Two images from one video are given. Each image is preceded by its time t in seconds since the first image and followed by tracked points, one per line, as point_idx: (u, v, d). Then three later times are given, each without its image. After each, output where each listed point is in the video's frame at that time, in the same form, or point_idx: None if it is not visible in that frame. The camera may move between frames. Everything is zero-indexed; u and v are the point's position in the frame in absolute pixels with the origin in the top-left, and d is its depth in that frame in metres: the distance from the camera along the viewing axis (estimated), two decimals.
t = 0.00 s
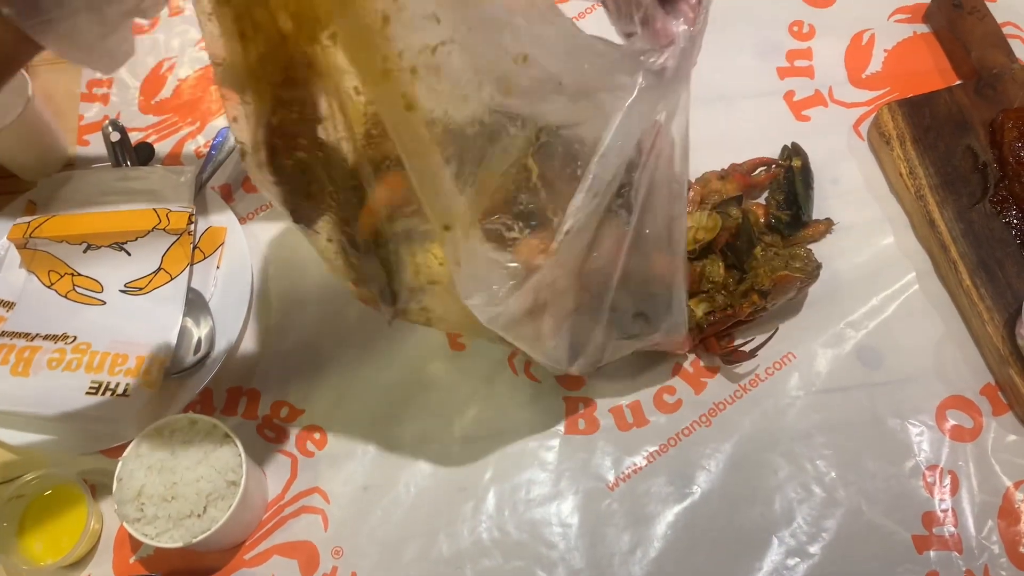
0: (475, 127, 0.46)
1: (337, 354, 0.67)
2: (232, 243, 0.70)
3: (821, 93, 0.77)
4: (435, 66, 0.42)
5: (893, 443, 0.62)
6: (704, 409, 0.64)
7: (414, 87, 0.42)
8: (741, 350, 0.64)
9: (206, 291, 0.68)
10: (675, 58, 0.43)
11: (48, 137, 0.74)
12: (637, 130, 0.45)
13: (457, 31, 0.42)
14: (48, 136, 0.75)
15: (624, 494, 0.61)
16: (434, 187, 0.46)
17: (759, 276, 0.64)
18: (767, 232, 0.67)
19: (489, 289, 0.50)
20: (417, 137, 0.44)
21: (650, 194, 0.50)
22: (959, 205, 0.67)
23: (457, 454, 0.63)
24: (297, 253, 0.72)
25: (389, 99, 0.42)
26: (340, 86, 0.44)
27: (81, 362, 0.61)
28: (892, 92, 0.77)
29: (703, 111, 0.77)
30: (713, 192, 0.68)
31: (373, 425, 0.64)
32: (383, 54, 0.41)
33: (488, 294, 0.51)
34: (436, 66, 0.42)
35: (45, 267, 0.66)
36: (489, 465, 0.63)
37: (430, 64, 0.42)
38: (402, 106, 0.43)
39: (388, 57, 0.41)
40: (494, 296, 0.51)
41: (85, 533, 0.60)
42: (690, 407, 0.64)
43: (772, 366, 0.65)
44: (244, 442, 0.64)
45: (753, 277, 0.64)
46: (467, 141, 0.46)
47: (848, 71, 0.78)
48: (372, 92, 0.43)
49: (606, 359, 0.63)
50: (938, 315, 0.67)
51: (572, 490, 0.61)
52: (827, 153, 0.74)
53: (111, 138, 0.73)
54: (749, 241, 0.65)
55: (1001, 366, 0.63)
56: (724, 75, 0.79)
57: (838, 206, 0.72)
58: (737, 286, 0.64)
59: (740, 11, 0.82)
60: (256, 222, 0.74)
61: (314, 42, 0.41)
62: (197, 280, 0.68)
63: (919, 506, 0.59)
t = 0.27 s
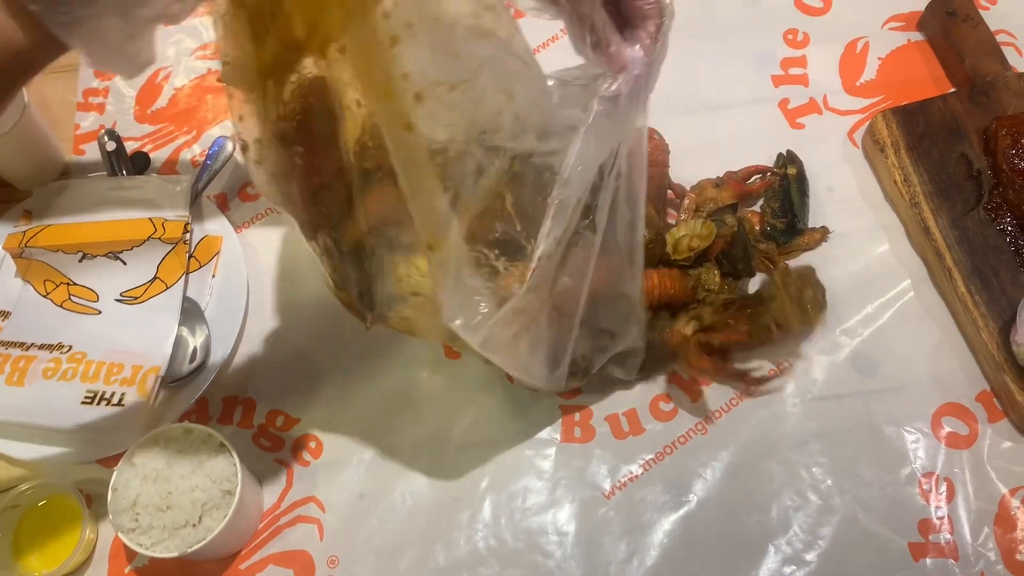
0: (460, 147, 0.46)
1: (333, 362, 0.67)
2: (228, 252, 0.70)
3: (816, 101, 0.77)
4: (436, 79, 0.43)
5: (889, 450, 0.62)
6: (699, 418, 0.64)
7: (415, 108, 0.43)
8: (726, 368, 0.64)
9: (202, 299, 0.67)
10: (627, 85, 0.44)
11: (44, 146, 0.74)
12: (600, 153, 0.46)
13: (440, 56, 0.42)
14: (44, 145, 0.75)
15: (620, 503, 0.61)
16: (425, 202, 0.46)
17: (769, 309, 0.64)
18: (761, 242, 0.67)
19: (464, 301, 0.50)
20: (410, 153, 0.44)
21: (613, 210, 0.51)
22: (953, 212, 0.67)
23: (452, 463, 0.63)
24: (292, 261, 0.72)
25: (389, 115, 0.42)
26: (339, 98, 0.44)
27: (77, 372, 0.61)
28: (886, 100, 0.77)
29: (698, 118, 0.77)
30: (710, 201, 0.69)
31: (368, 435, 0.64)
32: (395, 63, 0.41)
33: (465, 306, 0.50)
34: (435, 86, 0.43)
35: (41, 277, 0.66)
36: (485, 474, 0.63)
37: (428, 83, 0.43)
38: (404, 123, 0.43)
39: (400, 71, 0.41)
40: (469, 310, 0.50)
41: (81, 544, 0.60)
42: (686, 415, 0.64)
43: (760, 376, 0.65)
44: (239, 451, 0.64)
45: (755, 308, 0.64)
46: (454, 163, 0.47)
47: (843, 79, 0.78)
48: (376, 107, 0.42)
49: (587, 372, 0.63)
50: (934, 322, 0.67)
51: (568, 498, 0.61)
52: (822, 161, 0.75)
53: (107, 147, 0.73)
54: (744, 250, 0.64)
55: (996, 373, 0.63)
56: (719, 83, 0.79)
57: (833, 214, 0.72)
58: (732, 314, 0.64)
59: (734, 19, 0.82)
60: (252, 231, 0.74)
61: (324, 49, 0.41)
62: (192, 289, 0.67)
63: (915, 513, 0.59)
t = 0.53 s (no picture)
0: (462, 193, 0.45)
1: (326, 372, 0.67)
2: (222, 260, 0.70)
3: (808, 107, 0.77)
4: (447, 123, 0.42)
5: (884, 457, 0.62)
6: (693, 427, 0.64)
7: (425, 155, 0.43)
8: (761, 405, 0.62)
9: (195, 308, 0.67)
10: (592, 110, 0.45)
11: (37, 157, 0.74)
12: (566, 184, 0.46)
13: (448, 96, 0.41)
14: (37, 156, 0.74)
15: (614, 512, 0.61)
16: (444, 245, 0.46)
17: (801, 372, 0.62)
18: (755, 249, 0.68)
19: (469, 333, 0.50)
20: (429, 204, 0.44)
21: (579, 234, 0.51)
22: (946, 218, 0.67)
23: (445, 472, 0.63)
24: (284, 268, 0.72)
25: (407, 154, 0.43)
26: (360, 156, 0.45)
27: (69, 382, 0.61)
28: (879, 106, 0.77)
29: (691, 125, 0.77)
30: (703, 207, 0.69)
31: (360, 443, 0.64)
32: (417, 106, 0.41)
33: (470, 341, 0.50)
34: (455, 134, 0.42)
35: (33, 286, 0.66)
36: (478, 482, 0.62)
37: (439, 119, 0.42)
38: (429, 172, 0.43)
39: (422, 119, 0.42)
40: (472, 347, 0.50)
41: (74, 550, 0.59)
42: (680, 423, 0.64)
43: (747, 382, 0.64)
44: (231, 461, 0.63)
45: (782, 365, 0.62)
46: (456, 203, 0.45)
47: (836, 85, 0.78)
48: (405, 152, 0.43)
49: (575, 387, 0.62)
50: (928, 328, 0.67)
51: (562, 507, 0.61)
52: (816, 168, 0.75)
53: (99, 156, 0.73)
54: (738, 257, 0.65)
55: (990, 379, 0.63)
56: (713, 90, 0.79)
57: (826, 220, 0.72)
58: (714, 340, 0.64)
59: (727, 25, 0.82)
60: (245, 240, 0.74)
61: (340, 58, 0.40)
62: (186, 297, 0.68)
63: (910, 520, 0.59)
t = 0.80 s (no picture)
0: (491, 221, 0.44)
1: (322, 378, 0.67)
2: (216, 266, 0.69)
3: (803, 112, 0.78)
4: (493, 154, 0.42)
5: (880, 461, 0.62)
6: (689, 432, 0.64)
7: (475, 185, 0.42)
8: (757, 409, 0.61)
9: (190, 314, 0.67)
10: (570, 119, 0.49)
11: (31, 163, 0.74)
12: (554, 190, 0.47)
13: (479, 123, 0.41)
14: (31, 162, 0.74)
15: (611, 517, 0.61)
16: (475, 268, 0.45)
17: (796, 377, 0.62)
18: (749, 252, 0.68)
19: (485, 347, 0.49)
20: (472, 232, 0.44)
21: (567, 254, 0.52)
22: (941, 222, 0.68)
23: (442, 478, 0.63)
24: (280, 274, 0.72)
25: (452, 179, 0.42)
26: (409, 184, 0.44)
27: (64, 390, 0.61)
28: (873, 110, 0.78)
29: (685, 130, 0.77)
30: (698, 212, 0.69)
31: (357, 450, 0.64)
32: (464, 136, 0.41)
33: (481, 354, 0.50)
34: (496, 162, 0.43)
35: (28, 293, 0.65)
36: (474, 488, 0.62)
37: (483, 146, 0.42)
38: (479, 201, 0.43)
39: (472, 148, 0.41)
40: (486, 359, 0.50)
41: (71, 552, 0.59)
42: (676, 428, 0.64)
43: (742, 386, 0.64)
44: (226, 468, 0.63)
45: (777, 370, 0.63)
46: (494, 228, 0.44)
47: (830, 89, 0.79)
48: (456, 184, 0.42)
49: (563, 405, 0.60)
50: (923, 332, 0.67)
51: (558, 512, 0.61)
52: (810, 172, 0.75)
53: (94, 164, 0.73)
54: (734, 261, 0.65)
55: (986, 382, 0.63)
56: (707, 95, 0.79)
57: (821, 224, 0.72)
58: (710, 343, 0.64)
59: (722, 30, 0.82)
60: (240, 247, 0.74)
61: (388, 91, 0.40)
62: (181, 305, 0.67)
63: (907, 524, 0.59)
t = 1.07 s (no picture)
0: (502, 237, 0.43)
1: (319, 384, 0.67)
2: (212, 273, 0.69)
3: (800, 115, 0.77)
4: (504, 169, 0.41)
5: (879, 465, 0.61)
6: (687, 437, 0.64)
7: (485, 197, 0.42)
8: (754, 414, 0.61)
9: (187, 320, 0.67)
10: (563, 129, 0.47)
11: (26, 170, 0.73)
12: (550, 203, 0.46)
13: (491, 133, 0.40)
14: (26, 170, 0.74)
15: (609, 523, 0.60)
16: (484, 278, 0.45)
17: (794, 381, 0.62)
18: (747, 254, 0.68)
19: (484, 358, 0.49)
20: (478, 244, 0.43)
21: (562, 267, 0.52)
22: (938, 225, 0.67)
23: (439, 484, 0.62)
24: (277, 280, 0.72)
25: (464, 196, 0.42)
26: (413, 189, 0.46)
27: (59, 397, 0.61)
28: (870, 114, 0.77)
29: (681, 135, 0.77)
30: (696, 215, 0.69)
31: (355, 457, 0.64)
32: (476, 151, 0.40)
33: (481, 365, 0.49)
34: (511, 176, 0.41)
35: (23, 301, 0.65)
36: (471, 494, 0.62)
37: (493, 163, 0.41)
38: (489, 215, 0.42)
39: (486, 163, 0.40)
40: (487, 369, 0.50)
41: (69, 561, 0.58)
42: (674, 434, 0.64)
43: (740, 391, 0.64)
44: (223, 474, 0.63)
45: (776, 374, 0.63)
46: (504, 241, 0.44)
47: (827, 93, 0.78)
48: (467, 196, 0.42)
49: (558, 412, 0.60)
50: (921, 336, 0.67)
51: (556, 518, 0.61)
52: (807, 176, 0.75)
53: (90, 170, 0.73)
54: (732, 265, 0.64)
55: (984, 386, 0.63)
56: (704, 99, 0.79)
57: (819, 228, 0.72)
58: (708, 348, 0.63)
59: (718, 34, 0.82)
60: (236, 253, 0.74)
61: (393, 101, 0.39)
62: (177, 311, 0.67)
63: (906, 529, 0.59)
